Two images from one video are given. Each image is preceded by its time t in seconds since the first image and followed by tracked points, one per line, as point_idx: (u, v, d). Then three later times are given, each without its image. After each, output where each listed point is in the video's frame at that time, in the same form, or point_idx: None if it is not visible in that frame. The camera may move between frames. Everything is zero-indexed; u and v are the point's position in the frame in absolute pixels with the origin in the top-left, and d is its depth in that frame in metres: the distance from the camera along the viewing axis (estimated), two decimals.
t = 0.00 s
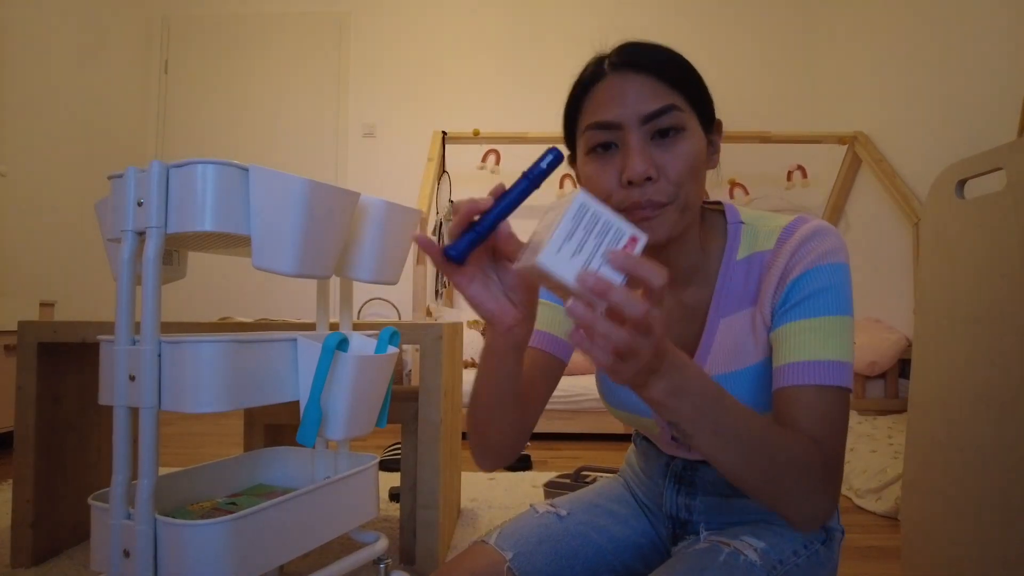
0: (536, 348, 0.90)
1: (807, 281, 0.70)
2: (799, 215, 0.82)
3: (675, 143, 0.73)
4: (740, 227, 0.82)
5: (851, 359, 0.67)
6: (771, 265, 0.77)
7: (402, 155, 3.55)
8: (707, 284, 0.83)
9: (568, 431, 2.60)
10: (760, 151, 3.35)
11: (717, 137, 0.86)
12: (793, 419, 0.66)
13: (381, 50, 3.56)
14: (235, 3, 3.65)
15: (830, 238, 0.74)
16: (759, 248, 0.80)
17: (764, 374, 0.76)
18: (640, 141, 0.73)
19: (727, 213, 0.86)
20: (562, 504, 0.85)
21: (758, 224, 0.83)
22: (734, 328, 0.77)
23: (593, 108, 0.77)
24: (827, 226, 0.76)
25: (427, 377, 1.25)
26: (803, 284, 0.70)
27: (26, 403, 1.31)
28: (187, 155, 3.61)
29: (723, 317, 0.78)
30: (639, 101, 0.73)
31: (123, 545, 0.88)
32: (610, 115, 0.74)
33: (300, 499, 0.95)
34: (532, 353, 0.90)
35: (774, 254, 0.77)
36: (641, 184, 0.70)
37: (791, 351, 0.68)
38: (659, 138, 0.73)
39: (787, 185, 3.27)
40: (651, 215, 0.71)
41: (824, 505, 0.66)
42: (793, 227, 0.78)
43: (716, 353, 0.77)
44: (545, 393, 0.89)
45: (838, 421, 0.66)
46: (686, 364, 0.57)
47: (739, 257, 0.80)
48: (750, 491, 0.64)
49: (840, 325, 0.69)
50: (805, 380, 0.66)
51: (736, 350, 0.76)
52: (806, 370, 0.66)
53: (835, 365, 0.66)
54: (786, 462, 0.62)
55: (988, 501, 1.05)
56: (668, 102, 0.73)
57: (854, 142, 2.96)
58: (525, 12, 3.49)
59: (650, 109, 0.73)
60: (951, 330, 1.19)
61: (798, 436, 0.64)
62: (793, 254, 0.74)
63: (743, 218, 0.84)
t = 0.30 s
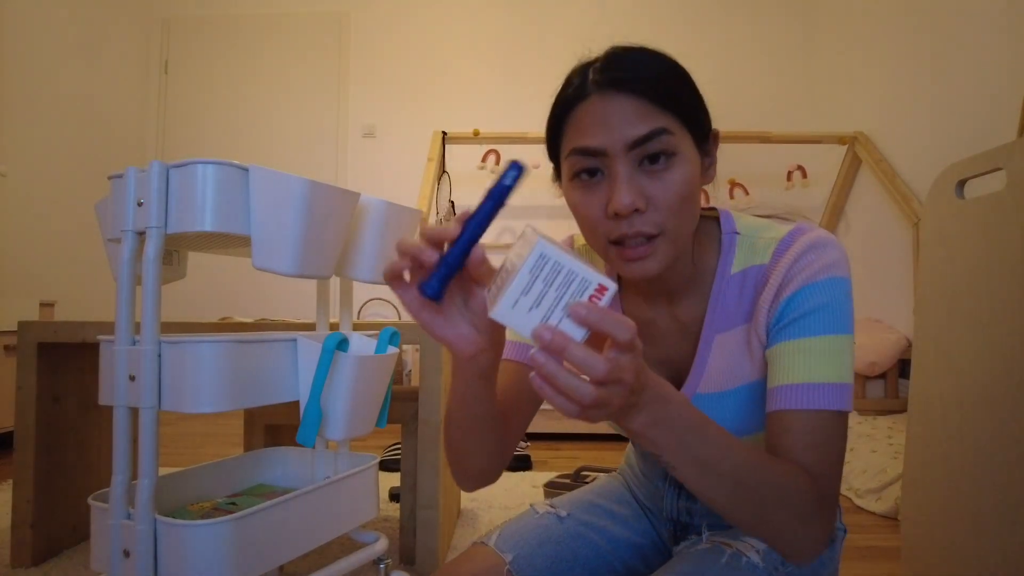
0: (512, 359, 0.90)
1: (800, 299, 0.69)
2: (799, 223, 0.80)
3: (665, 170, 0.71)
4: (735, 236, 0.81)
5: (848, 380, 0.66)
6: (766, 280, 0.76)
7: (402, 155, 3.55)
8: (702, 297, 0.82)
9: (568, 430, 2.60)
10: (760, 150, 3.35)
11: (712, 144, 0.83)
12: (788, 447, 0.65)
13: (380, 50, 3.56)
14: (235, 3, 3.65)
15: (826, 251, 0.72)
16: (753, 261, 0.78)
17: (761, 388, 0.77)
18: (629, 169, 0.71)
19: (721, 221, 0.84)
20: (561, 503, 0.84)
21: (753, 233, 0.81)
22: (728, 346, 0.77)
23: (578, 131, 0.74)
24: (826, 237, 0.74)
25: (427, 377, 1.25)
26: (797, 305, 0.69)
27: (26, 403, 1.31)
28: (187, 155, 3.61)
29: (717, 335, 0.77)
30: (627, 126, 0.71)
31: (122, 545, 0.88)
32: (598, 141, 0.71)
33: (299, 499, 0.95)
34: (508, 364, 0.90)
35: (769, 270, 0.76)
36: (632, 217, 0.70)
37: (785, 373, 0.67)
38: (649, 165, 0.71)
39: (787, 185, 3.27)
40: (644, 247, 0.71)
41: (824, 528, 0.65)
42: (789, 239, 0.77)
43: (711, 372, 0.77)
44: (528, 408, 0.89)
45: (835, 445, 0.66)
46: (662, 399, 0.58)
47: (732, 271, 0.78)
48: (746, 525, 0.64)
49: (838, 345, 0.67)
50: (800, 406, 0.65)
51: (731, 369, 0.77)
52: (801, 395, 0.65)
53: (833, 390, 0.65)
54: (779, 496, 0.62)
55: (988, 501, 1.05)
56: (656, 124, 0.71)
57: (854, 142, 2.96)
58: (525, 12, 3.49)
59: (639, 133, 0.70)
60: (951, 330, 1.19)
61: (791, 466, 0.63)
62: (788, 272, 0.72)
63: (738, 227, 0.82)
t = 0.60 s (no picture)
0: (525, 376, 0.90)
1: (809, 307, 0.68)
2: (806, 225, 0.77)
3: (651, 196, 0.69)
4: (741, 237, 0.78)
5: (857, 387, 0.66)
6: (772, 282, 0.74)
7: (402, 156, 3.55)
8: (705, 297, 0.80)
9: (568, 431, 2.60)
10: (760, 150, 3.35)
11: (718, 147, 0.77)
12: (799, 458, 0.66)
13: (381, 50, 3.56)
14: (235, 3, 3.65)
15: (834, 256, 0.70)
16: (759, 262, 0.76)
17: (766, 389, 0.76)
18: (614, 194, 0.69)
19: (726, 222, 0.81)
20: (561, 502, 0.84)
21: (758, 232, 0.78)
22: (731, 348, 0.75)
23: (565, 151, 0.72)
24: (835, 242, 0.72)
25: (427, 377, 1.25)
26: (805, 314, 0.68)
27: (26, 403, 1.31)
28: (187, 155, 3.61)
29: (720, 336, 0.76)
30: (611, 152, 0.68)
31: (122, 545, 0.88)
32: (582, 164, 0.70)
33: (300, 499, 0.95)
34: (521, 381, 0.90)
35: (775, 273, 0.74)
36: (616, 239, 0.70)
37: (795, 382, 0.67)
38: (634, 190, 0.69)
39: (787, 185, 3.26)
40: (630, 266, 0.72)
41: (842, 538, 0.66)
42: (795, 241, 0.74)
43: (713, 371, 0.76)
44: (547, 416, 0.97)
45: (847, 453, 0.66)
46: (649, 428, 0.65)
47: (738, 272, 0.76)
48: (757, 534, 0.64)
49: (847, 352, 0.67)
50: (811, 416, 0.65)
51: (734, 370, 0.75)
52: (812, 405, 0.65)
53: (841, 398, 0.65)
54: (789, 510, 0.63)
55: (988, 501, 1.05)
56: (643, 148, 0.68)
57: (854, 142, 2.95)
58: (525, 12, 3.49)
59: (622, 160, 0.68)
60: (951, 330, 1.19)
61: (800, 478, 0.64)
62: (794, 278, 0.70)
63: (743, 226, 0.79)
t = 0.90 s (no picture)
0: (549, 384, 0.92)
1: (806, 329, 0.66)
2: (803, 237, 0.73)
3: (601, 236, 0.64)
4: (733, 248, 0.74)
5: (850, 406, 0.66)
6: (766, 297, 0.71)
7: (402, 156, 3.56)
8: (697, 308, 0.75)
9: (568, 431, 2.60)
10: (760, 151, 3.36)
11: (693, 171, 0.69)
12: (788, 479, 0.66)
13: (381, 50, 3.56)
14: (235, 4, 3.65)
15: (829, 275, 0.67)
16: (753, 274, 0.72)
17: (760, 401, 0.73)
18: (566, 234, 0.65)
19: (718, 231, 0.76)
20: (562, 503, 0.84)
21: (751, 243, 0.74)
22: (724, 360, 0.72)
23: (525, 185, 0.69)
24: (831, 260, 0.69)
25: (426, 377, 1.25)
26: (798, 337, 0.66)
27: (26, 403, 1.31)
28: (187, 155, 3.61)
29: (714, 345, 0.73)
30: (559, 191, 0.64)
31: (122, 545, 0.88)
32: (536, 202, 0.67)
33: (299, 499, 0.95)
34: (549, 389, 0.93)
35: (767, 290, 0.70)
36: (573, 274, 0.67)
37: (788, 402, 0.66)
38: (586, 229, 0.65)
39: (787, 185, 3.26)
40: (594, 299, 0.68)
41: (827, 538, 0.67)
42: (790, 254, 0.70)
43: (705, 382, 0.73)
44: (569, 401, 0.91)
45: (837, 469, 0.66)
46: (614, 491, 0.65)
47: (731, 284, 0.73)
48: (745, 547, 0.65)
49: (841, 373, 0.66)
50: (804, 435, 0.65)
51: (726, 380, 0.72)
52: (805, 425, 0.65)
53: (833, 418, 0.65)
54: (769, 525, 0.64)
55: (988, 501, 1.05)
56: (591, 187, 0.63)
57: (854, 143, 2.95)
58: (525, 12, 3.49)
59: (569, 201, 0.63)
60: (950, 331, 1.19)
61: (786, 498, 0.65)
62: (787, 296, 0.67)
63: (736, 236, 0.75)
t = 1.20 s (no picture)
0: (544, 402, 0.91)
1: (778, 336, 0.65)
2: (776, 243, 0.72)
3: (570, 249, 0.64)
4: (705, 257, 0.73)
5: (828, 410, 0.65)
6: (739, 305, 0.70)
7: (403, 155, 3.56)
8: (674, 318, 0.75)
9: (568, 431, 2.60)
10: (761, 150, 3.35)
11: (658, 184, 0.69)
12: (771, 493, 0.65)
13: (381, 50, 3.56)
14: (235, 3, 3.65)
15: (799, 281, 0.66)
16: (725, 283, 0.71)
17: (740, 411, 0.73)
18: (535, 248, 0.65)
19: (689, 240, 0.75)
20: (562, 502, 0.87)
21: (723, 252, 0.73)
22: (702, 372, 0.72)
23: (492, 201, 0.68)
24: (802, 265, 0.68)
25: (426, 378, 1.26)
26: (771, 344, 0.65)
27: (26, 403, 1.31)
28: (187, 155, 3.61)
29: (690, 358, 0.72)
30: (525, 206, 0.64)
31: (122, 546, 0.88)
32: (503, 218, 0.66)
33: (299, 500, 0.95)
34: (547, 408, 0.91)
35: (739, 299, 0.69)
36: (542, 288, 0.67)
37: (764, 410, 0.66)
38: (554, 242, 0.64)
39: (788, 185, 3.26)
40: (565, 313, 0.68)
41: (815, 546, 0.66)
42: (760, 262, 0.69)
43: (686, 395, 0.73)
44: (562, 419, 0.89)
45: (819, 475, 0.65)
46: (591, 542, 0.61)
47: (704, 294, 0.72)
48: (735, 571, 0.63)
49: (817, 377, 0.65)
50: (783, 443, 0.64)
51: (706, 390, 0.72)
52: (783, 433, 0.64)
53: (811, 424, 0.64)
54: (755, 545, 0.62)
55: (988, 501, 1.05)
56: (558, 201, 0.63)
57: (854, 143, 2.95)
58: (525, 11, 3.49)
59: (536, 216, 0.63)
60: (951, 331, 1.19)
61: (766, 514, 0.64)
62: (756, 305, 0.66)
63: (707, 244, 0.74)
